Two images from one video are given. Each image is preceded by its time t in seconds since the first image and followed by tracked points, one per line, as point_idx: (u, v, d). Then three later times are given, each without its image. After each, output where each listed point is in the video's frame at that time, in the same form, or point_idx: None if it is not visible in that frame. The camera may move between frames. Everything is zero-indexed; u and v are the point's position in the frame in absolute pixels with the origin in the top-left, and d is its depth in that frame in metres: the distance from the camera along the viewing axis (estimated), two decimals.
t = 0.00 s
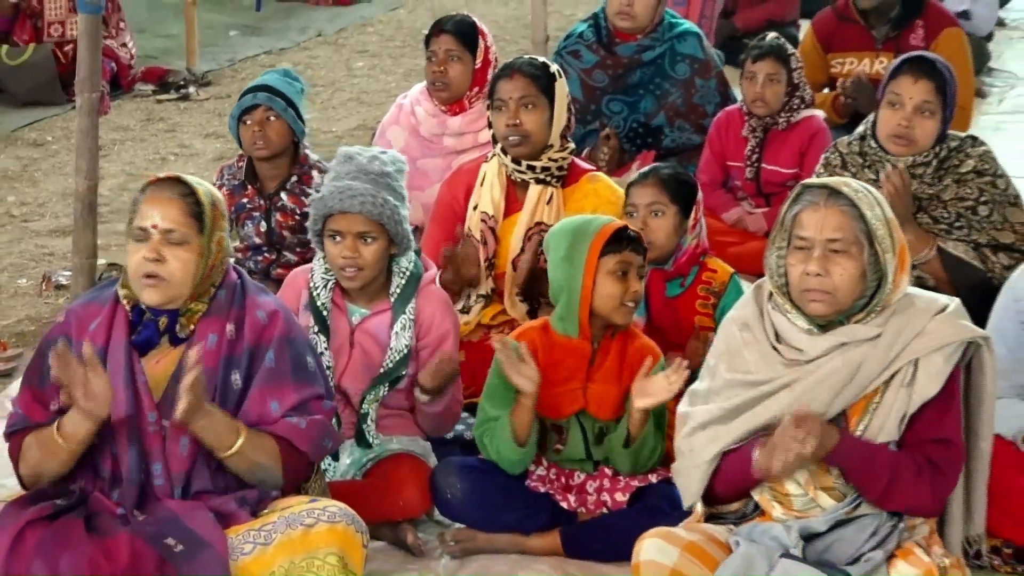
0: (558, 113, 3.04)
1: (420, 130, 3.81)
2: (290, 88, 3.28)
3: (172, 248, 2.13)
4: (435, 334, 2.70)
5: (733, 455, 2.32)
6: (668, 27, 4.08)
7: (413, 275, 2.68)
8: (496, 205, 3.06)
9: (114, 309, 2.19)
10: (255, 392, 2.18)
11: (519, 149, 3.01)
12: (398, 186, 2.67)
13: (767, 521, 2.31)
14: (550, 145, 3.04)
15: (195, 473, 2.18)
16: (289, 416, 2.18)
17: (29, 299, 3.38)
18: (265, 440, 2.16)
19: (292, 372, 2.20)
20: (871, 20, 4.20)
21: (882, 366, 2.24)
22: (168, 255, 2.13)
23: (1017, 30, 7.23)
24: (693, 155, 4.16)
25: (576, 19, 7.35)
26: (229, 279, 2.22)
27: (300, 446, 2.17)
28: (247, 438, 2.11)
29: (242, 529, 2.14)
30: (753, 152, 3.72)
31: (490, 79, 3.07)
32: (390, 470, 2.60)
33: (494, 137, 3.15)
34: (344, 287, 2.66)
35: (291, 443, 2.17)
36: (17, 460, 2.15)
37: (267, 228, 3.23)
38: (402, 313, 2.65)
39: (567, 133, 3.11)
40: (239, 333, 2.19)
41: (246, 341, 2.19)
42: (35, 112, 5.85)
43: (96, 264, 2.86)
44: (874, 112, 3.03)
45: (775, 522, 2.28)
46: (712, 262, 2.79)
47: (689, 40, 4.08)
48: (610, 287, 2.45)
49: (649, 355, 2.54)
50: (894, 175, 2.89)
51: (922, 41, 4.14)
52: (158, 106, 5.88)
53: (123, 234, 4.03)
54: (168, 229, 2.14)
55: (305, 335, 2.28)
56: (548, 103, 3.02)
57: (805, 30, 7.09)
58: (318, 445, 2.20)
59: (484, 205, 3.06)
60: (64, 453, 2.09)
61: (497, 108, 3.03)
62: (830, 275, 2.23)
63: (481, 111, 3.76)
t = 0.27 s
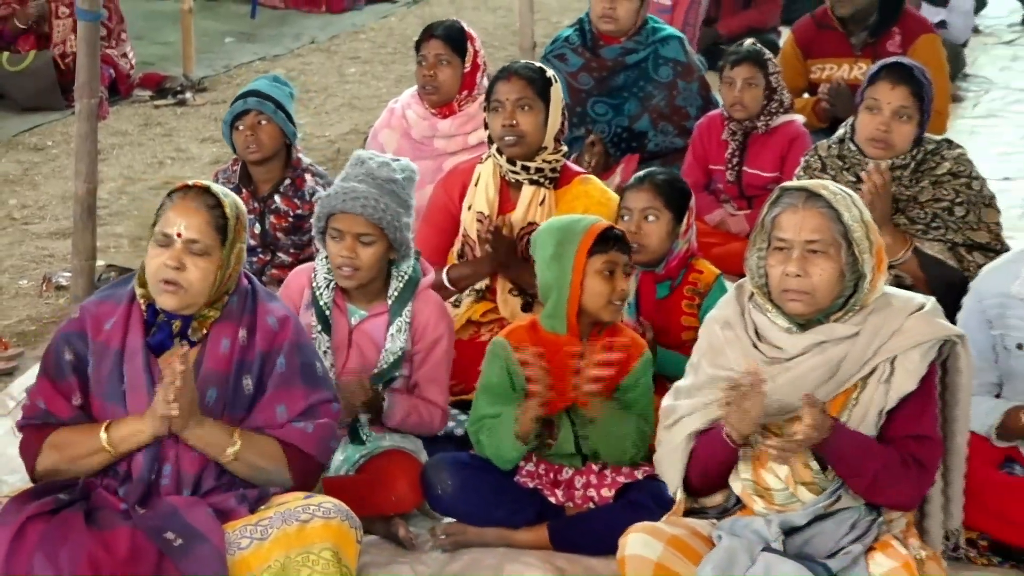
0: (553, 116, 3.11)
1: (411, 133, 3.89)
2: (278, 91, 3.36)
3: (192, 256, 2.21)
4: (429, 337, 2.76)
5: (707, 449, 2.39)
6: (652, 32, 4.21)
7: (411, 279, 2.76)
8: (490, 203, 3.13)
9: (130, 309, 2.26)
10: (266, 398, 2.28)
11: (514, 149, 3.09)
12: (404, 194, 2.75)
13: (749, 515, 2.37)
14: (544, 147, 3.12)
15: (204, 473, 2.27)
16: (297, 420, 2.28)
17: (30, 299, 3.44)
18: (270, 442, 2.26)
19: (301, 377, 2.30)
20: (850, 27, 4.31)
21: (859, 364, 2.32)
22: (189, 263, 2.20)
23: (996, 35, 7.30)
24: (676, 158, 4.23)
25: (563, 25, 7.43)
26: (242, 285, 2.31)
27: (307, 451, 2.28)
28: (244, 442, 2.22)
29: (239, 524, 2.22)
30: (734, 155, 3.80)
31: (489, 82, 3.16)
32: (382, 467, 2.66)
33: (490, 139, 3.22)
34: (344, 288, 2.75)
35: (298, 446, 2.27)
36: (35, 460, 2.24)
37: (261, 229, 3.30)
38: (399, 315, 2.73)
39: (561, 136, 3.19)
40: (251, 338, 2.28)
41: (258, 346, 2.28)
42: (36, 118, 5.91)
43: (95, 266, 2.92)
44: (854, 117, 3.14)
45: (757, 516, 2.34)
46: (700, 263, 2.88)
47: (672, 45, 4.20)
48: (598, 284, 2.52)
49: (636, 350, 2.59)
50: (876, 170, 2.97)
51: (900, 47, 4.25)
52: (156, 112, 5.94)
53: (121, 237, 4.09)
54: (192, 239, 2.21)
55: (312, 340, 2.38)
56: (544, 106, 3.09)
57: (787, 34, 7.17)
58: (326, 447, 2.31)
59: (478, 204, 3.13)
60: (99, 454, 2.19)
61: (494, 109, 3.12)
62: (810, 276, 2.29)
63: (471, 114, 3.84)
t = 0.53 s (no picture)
0: (542, 120, 3.20)
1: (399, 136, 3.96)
2: (270, 97, 3.44)
3: (188, 248, 2.28)
4: (411, 333, 2.83)
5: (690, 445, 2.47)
6: (633, 37, 4.37)
7: (392, 275, 2.83)
8: (479, 202, 3.20)
9: (129, 308, 2.34)
10: (265, 397, 2.33)
11: (504, 150, 3.15)
12: (378, 192, 2.80)
13: (729, 508, 2.46)
14: (533, 149, 3.18)
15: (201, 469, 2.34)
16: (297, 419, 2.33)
17: (28, 300, 3.51)
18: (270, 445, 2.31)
19: (298, 375, 2.35)
20: (826, 34, 4.43)
21: (837, 362, 2.38)
22: (185, 255, 2.27)
23: (969, 41, 7.38)
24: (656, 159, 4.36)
25: (546, 32, 7.50)
26: (238, 284, 2.38)
27: (307, 450, 2.32)
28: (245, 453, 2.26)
29: (234, 518, 2.29)
30: (714, 157, 3.88)
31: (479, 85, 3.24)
32: (372, 462, 2.73)
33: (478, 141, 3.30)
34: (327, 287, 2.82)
35: (298, 445, 2.32)
36: (34, 457, 2.30)
37: (253, 231, 3.37)
38: (381, 310, 2.79)
39: (550, 140, 3.25)
40: (247, 336, 2.34)
41: (254, 345, 2.33)
42: (33, 123, 5.97)
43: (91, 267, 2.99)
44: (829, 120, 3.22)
45: (736, 509, 2.43)
46: (682, 264, 2.97)
47: (653, 49, 4.36)
48: (570, 283, 2.59)
49: (610, 338, 2.66)
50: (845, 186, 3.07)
51: (874, 53, 4.37)
52: (150, 116, 6.00)
53: (116, 239, 4.16)
54: (187, 231, 2.29)
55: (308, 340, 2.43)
56: (534, 110, 3.18)
57: (765, 40, 7.25)
58: (325, 446, 2.36)
59: (468, 204, 3.21)
60: (96, 466, 2.25)
61: (485, 111, 3.19)
62: (790, 278, 2.35)
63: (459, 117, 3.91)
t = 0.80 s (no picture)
0: (533, 123, 3.27)
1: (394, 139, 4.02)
2: (267, 102, 3.51)
3: (170, 240, 2.33)
4: (395, 328, 2.89)
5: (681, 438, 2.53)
6: (624, 44, 4.48)
7: (371, 271, 2.89)
8: (471, 205, 3.27)
9: (120, 307, 2.38)
10: (253, 386, 2.41)
11: (495, 154, 3.22)
12: (353, 190, 2.85)
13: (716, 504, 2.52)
14: (524, 153, 3.26)
15: (195, 461, 2.41)
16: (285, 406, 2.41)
17: (30, 300, 3.56)
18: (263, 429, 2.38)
19: (286, 367, 2.43)
20: (811, 40, 4.56)
21: (824, 360, 2.45)
22: (168, 247, 2.33)
23: (950, 46, 7.46)
24: (645, 163, 4.47)
25: (537, 37, 7.57)
26: (226, 279, 2.44)
27: (295, 434, 2.40)
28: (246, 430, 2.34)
29: (231, 513, 2.37)
30: (702, 160, 3.95)
31: (471, 88, 3.31)
32: (368, 456, 2.81)
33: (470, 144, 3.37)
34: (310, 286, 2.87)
35: (286, 431, 2.40)
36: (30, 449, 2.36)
37: (251, 233, 3.42)
38: (362, 305, 2.85)
39: (539, 144, 3.32)
40: (236, 330, 2.41)
41: (243, 338, 2.41)
42: (35, 127, 6.03)
43: (93, 268, 3.05)
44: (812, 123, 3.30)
45: (724, 504, 2.50)
46: (665, 264, 3.04)
47: (643, 56, 4.46)
48: (561, 281, 2.66)
49: (601, 340, 2.73)
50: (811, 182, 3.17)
51: (858, 58, 4.48)
52: (150, 121, 6.06)
53: (117, 241, 4.21)
54: (168, 224, 2.34)
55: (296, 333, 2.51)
56: (524, 114, 3.26)
57: (750, 45, 7.32)
58: (310, 433, 2.44)
59: (459, 207, 3.27)
60: (78, 442, 2.31)
61: (476, 115, 3.26)
62: (778, 278, 2.42)
63: (452, 121, 3.97)
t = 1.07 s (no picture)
0: (516, 129, 3.37)
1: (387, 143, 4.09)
2: (267, 106, 3.60)
3: (140, 244, 2.41)
4: (376, 321, 2.93)
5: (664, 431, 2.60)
6: (610, 51, 4.60)
7: (351, 268, 2.94)
8: (457, 210, 3.35)
9: (104, 308, 2.48)
10: (227, 375, 2.47)
11: (479, 160, 3.32)
12: (327, 192, 2.89)
13: (703, 496, 2.59)
14: (507, 158, 3.35)
15: (181, 450, 2.46)
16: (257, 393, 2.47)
17: (32, 301, 3.63)
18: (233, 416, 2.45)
19: (261, 356, 2.49)
20: (792, 46, 4.74)
21: (807, 358, 2.53)
22: (139, 251, 2.40)
23: (927, 52, 7.55)
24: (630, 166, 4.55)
25: (526, 44, 7.65)
26: (202, 274, 2.51)
27: (268, 421, 2.46)
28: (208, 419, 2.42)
29: (226, 507, 2.42)
30: (687, 162, 4.04)
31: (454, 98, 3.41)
32: (360, 454, 2.87)
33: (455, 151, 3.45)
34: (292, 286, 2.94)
35: (258, 418, 2.46)
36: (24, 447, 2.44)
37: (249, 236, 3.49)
38: (342, 302, 2.91)
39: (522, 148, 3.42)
40: (214, 322, 2.48)
41: (220, 330, 2.47)
42: (36, 132, 6.09)
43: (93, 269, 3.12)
44: (792, 127, 3.44)
45: (710, 497, 2.57)
46: (642, 262, 3.13)
47: (628, 62, 4.60)
48: (559, 281, 2.70)
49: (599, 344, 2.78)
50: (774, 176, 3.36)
51: (838, 63, 4.65)
52: (148, 125, 6.13)
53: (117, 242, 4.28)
54: (135, 229, 2.41)
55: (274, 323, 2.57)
56: (506, 120, 3.34)
57: (734, 51, 7.41)
58: (287, 419, 2.49)
59: (447, 211, 3.34)
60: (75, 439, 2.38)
61: (460, 123, 3.36)
62: (762, 278, 2.49)
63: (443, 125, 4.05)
